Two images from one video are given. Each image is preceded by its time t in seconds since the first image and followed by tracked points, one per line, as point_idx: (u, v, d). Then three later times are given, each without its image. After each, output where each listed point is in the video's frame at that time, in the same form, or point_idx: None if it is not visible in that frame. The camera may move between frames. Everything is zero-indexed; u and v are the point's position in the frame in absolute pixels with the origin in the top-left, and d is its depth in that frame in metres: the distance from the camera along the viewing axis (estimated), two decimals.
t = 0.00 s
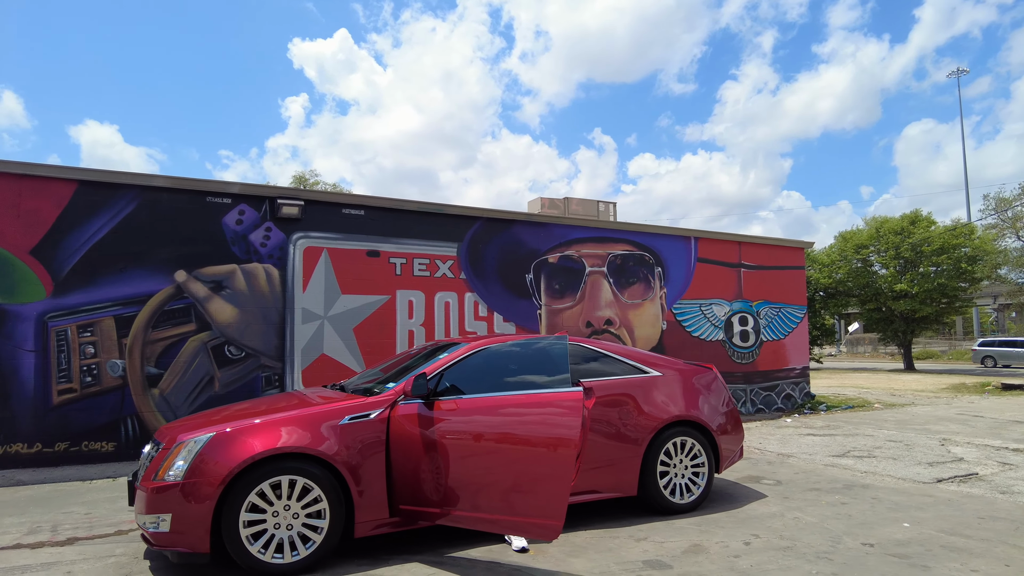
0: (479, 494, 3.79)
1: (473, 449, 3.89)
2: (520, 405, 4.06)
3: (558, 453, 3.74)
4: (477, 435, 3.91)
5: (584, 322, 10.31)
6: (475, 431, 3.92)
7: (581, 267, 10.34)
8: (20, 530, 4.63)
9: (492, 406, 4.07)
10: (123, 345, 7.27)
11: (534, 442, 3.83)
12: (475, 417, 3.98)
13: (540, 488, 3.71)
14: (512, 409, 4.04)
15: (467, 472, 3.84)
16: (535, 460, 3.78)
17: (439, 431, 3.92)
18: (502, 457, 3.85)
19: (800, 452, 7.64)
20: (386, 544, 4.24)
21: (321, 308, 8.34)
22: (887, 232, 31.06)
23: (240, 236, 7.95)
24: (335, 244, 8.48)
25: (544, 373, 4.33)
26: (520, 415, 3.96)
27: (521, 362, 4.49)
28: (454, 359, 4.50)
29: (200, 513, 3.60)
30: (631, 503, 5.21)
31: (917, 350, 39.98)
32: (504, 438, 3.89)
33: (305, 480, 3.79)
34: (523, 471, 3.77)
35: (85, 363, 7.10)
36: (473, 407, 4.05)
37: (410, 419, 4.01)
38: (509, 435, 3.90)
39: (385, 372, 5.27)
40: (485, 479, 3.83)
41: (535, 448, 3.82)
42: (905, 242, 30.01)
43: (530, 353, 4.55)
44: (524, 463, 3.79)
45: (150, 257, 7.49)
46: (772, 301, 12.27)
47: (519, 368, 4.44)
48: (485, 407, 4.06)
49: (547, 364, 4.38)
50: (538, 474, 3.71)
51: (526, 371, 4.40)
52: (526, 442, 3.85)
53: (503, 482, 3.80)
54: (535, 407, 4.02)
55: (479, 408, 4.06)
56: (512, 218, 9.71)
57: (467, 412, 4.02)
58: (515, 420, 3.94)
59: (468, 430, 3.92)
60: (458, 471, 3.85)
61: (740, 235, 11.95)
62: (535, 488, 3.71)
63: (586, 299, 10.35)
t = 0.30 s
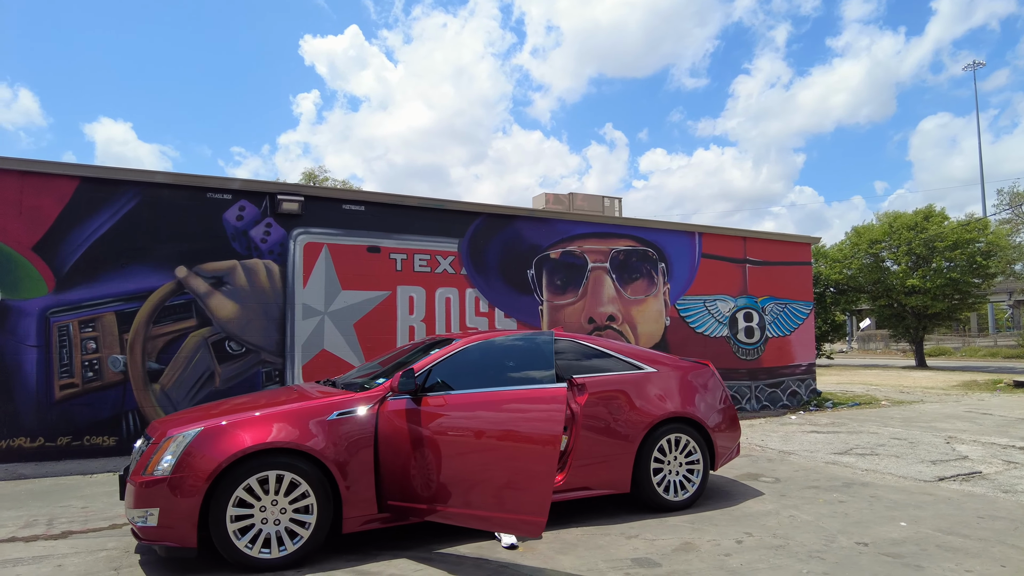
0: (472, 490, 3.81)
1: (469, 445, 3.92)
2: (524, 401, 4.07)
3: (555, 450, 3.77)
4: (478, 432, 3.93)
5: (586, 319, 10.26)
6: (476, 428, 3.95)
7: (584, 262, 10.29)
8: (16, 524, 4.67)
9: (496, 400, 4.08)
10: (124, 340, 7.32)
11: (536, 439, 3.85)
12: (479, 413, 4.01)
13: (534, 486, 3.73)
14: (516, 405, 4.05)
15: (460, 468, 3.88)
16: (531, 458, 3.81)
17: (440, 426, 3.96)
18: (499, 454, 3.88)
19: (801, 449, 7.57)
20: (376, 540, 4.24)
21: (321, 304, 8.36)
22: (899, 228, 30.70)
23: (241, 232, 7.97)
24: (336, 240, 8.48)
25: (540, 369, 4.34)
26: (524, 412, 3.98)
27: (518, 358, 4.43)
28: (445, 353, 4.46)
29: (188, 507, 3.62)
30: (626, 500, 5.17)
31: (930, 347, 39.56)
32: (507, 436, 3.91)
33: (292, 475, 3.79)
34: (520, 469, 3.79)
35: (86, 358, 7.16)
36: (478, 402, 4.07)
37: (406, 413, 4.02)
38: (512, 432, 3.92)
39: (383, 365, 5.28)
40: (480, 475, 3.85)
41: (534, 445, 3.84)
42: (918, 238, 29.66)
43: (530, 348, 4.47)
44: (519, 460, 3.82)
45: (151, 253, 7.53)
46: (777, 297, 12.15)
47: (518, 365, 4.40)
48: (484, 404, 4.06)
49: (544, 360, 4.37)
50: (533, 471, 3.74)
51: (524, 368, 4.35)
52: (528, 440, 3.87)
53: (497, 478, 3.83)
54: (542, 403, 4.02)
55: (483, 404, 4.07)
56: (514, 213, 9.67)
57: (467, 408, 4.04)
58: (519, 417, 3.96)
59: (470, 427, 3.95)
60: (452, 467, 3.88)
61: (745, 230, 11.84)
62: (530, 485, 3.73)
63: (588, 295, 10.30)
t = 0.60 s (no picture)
0: (461, 489, 3.77)
1: (464, 444, 3.88)
2: (529, 400, 3.99)
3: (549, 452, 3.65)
4: (476, 431, 3.89)
5: (586, 316, 10.19)
6: (474, 427, 3.90)
7: (583, 259, 10.23)
8: (6, 520, 4.68)
9: (498, 398, 4.08)
10: (121, 336, 7.33)
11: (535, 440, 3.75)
12: (481, 412, 3.98)
13: (523, 487, 3.65)
14: (519, 404, 4.00)
15: (449, 467, 3.84)
16: (524, 458, 3.72)
17: (439, 424, 3.94)
18: (492, 454, 3.82)
19: (800, 448, 7.48)
20: (362, 537, 4.22)
21: (318, 300, 8.34)
22: (909, 224, 30.39)
23: (238, 228, 7.97)
24: (333, 236, 8.47)
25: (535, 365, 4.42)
26: (525, 410, 3.90)
27: (513, 355, 4.47)
28: (432, 351, 4.44)
29: (171, 505, 3.60)
30: (617, 499, 5.13)
31: (939, 344, 39.21)
32: (506, 436, 3.84)
33: (275, 473, 3.77)
34: (509, 469, 3.71)
35: (83, 354, 7.18)
36: (480, 401, 4.06)
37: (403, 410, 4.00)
38: (513, 432, 3.84)
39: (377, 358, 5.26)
40: (470, 474, 3.81)
41: (530, 446, 3.75)
42: (927, 235, 29.37)
43: (525, 344, 4.53)
44: (512, 460, 3.74)
45: (148, 249, 7.53)
46: (780, 294, 12.03)
47: (515, 361, 4.44)
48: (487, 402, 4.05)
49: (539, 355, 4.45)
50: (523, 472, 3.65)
51: (521, 365, 4.40)
52: (527, 440, 3.78)
53: (488, 478, 3.77)
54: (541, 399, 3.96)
55: (484, 402, 4.07)
56: (512, 209, 9.62)
57: (466, 408, 4.01)
58: (521, 415, 3.89)
59: (469, 426, 3.90)
60: (441, 465, 3.84)
61: (748, 226, 11.73)
62: (518, 485, 3.64)
63: (588, 292, 10.23)
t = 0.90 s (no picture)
0: (454, 488, 3.76)
1: (461, 442, 3.88)
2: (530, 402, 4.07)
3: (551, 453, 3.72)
4: (474, 429, 3.90)
5: (587, 313, 10.14)
6: (473, 427, 3.91)
7: (585, 256, 10.18)
8: (2, 516, 4.71)
9: (498, 397, 4.10)
10: (121, 334, 7.37)
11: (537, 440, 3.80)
12: (482, 411, 3.99)
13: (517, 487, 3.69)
14: (519, 404, 4.06)
15: (443, 465, 3.83)
16: (521, 460, 3.76)
17: (439, 422, 3.93)
18: (489, 453, 3.83)
19: (801, 447, 7.42)
20: (354, 535, 4.21)
21: (317, 298, 8.35)
22: (918, 221, 30.10)
23: (237, 226, 7.98)
24: (333, 234, 8.47)
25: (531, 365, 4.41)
26: (525, 411, 3.97)
27: (509, 354, 4.48)
28: (424, 348, 4.40)
29: (160, 502, 3.60)
30: (612, 498, 5.10)
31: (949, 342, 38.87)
32: (506, 436, 3.87)
33: (264, 471, 3.77)
34: (504, 469, 3.74)
35: (83, 352, 7.21)
36: (479, 399, 4.08)
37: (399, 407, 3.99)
38: (513, 432, 3.90)
39: (375, 354, 5.25)
40: (464, 473, 3.81)
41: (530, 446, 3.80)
42: (937, 232, 29.09)
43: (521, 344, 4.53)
44: (509, 460, 3.77)
45: (147, 247, 7.56)
46: (784, 291, 11.95)
47: (512, 360, 4.44)
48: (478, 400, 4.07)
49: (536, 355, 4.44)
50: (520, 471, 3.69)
51: (517, 364, 4.40)
52: (527, 442, 3.83)
53: (481, 477, 3.77)
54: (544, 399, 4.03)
55: (484, 400, 4.08)
56: (513, 207, 9.59)
57: (465, 406, 4.01)
58: (521, 415, 3.96)
59: (468, 424, 3.91)
60: (435, 464, 3.84)
61: (751, 224, 11.64)
62: (512, 484, 3.68)
63: (589, 289, 10.19)
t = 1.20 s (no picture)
0: (447, 489, 3.76)
1: (459, 443, 3.88)
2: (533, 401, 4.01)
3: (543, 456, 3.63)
4: (472, 430, 3.90)
5: (590, 314, 10.12)
6: (472, 427, 3.91)
7: (588, 256, 10.17)
8: (4, 513, 4.78)
9: (502, 397, 4.08)
10: (126, 334, 7.45)
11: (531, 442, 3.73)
12: (485, 411, 3.98)
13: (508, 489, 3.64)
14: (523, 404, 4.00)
15: (438, 466, 3.84)
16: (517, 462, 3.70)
17: (443, 423, 3.93)
18: (488, 454, 3.79)
19: (803, 448, 7.36)
20: (348, 534, 4.24)
21: (320, 298, 8.39)
22: (931, 221, 29.75)
23: (240, 227, 8.04)
24: (335, 235, 8.51)
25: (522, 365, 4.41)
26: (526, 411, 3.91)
27: (501, 354, 4.48)
28: (415, 348, 4.41)
29: (153, 500, 3.64)
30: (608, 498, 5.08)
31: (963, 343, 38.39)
32: (507, 437, 3.84)
33: (256, 469, 3.80)
34: (498, 471, 3.70)
35: (89, 351, 7.30)
36: (480, 399, 4.07)
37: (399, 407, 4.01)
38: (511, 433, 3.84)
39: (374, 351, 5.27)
40: (458, 474, 3.81)
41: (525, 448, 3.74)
42: (950, 231, 28.75)
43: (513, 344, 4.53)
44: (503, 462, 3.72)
45: (151, 248, 7.64)
46: (790, 291, 11.86)
47: (505, 360, 4.45)
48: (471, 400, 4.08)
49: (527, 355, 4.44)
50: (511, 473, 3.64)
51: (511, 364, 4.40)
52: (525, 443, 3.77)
53: (475, 478, 3.76)
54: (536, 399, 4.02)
55: (486, 401, 4.07)
56: (515, 207, 9.60)
57: (467, 406, 4.01)
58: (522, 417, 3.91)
59: (468, 425, 3.91)
60: (430, 464, 3.84)
61: (757, 223, 11.57)
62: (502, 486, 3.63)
63: (593, 290, 10.16)
